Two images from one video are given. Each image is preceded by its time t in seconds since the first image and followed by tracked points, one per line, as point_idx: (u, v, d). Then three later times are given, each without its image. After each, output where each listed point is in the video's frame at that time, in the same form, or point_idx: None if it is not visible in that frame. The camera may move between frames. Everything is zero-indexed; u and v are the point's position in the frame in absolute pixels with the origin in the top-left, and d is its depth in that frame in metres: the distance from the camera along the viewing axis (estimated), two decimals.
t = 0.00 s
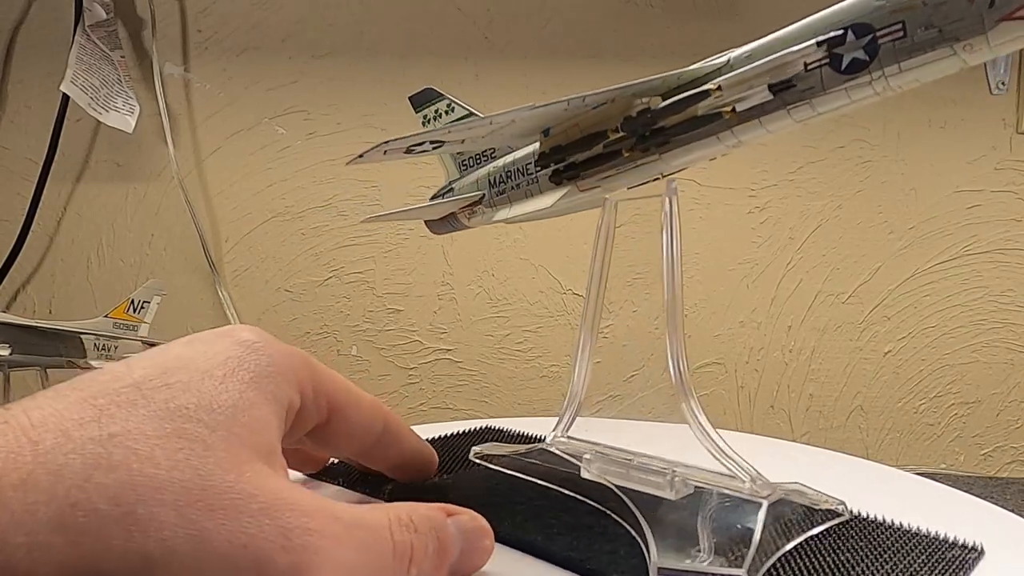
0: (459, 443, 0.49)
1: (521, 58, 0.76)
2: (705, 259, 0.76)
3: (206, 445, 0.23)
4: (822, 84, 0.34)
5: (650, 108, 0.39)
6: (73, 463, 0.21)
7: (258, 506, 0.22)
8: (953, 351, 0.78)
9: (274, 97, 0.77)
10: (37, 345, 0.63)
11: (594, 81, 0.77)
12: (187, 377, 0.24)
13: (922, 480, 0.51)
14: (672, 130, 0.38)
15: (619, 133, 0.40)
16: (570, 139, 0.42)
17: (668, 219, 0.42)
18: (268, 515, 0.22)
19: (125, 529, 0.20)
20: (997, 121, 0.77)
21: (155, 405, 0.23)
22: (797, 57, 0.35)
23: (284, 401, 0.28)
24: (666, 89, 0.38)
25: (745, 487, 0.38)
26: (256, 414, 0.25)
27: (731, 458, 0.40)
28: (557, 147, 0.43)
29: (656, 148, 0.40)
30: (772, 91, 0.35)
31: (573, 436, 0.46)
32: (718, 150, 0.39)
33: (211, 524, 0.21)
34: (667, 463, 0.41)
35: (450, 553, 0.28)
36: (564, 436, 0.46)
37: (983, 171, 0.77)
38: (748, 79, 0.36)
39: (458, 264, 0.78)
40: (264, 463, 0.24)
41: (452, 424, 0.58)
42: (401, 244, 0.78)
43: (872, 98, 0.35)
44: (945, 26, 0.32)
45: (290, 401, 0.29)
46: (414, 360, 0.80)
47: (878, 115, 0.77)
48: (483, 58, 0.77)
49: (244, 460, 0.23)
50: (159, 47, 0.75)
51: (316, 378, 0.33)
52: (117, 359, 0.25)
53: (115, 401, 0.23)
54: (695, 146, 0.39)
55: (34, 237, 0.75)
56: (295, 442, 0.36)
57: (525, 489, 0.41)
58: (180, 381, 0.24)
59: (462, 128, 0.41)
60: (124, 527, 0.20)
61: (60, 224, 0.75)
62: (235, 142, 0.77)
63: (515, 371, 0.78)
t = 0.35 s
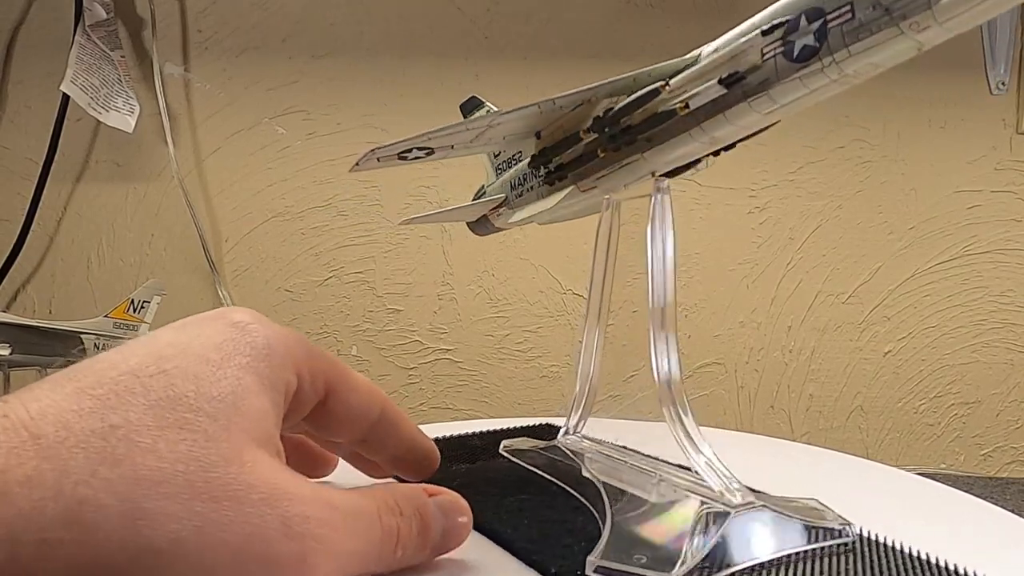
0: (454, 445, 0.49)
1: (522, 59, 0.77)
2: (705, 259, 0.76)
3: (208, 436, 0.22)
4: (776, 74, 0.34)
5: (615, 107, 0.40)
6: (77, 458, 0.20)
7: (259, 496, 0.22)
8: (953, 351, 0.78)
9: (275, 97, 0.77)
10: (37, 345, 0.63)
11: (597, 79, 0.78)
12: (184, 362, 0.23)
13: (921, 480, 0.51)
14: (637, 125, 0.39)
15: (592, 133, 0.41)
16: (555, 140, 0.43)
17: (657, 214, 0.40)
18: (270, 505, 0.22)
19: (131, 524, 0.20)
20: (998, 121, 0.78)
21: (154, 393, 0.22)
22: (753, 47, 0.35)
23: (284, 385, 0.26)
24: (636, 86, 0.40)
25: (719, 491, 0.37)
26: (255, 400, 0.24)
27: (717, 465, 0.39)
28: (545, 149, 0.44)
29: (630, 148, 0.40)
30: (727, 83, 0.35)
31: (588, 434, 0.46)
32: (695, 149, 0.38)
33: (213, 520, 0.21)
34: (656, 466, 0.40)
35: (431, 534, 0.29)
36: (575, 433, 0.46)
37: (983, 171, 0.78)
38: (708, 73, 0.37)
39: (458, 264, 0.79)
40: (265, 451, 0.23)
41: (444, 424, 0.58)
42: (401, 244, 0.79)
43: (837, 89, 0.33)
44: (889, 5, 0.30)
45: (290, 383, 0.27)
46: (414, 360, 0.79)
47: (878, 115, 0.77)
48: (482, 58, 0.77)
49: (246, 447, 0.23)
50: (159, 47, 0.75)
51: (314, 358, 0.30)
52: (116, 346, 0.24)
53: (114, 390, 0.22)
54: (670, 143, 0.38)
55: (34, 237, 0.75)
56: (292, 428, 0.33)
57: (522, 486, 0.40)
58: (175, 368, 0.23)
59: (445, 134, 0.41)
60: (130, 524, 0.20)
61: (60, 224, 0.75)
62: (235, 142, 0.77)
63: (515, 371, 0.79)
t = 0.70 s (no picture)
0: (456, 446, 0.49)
1: (522, 60, 0.78)
2: (705, 259, 0.76)
3: (204, 445, 0.22)
4: (720, 67, 0.33)
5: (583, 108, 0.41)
6: (71, 461, 0.20)
7: (255, 504, 0.22)
8: (953, 351, 0.78)
9: (275, 97, 0.77)
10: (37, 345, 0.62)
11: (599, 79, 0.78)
12: (186, 376, 0.24)
13: (922, 479, 0.50)
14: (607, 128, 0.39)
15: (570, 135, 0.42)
16: (545, 141, 0.44)
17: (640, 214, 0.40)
18: (265, 513, 0.22)
19: (121, 526, 0.20)
20: (998, 120, 0.78)
21: (155, 403, 0.23)
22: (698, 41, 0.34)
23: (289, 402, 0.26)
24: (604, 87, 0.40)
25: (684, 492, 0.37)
26: (255, 413, 0.24)
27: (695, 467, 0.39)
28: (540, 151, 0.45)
29: (604, 149, 0.40)
30: (675, 79, 0.35)
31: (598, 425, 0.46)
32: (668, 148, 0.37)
33: (205, 524, 0.21)
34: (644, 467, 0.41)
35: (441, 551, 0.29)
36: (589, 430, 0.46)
37: (983, 171, 0.78)
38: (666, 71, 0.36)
39: (458, 265, 0.79)
40: (268, 464, 0.23)
41: (445, 425, 0.58)
42: (401, 244, 0.78)
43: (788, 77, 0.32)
44: None
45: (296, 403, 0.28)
46: (414, 360, 0.79)
47: (879, 115, 0.77)
48: (483, 58, 0.78)
49: (243, 456, 0.23)
50: (159, 46, 0.75)
51: (320, 381, 0.31)
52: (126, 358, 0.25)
53: (114, 400, 0.22)
54: (639, 143, 0.38)
55: (34, 237, 0.75)
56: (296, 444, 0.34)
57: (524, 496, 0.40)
58: (177, 380, 0.23)
59: (445, 141, 0.44)
60: (120, 526, 0.20)
61: (61, 224, 0.75)
62: (235, 142, 0.77)
63: (515, 371, 0.80)
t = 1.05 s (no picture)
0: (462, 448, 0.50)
1: (523, 61, 0.77)
2: (706, 259, 0.76)
3: (216, 447, 0.22)
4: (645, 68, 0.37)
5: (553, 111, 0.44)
6: (75, 470, 0.20)
7: (265, 506, 0.22)
8: (953, 351, 0.78)
9: (275, 97, 0.77)
10: (39, 345, 0.62)
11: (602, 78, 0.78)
12: (202, 376, 0.24)
13: (921, 479, 0.50)
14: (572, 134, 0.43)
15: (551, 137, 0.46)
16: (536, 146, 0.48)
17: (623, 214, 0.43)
18: (275, 514, 0.22)
19: (123, 535, 0.20)
20: (997, 121, 0.78)
21: (166, 407, 0.22)
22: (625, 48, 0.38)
23: (307, 403, 0.27)
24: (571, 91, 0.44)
25: (639, 497, 0.38)
26: (273, 413, 0.24)
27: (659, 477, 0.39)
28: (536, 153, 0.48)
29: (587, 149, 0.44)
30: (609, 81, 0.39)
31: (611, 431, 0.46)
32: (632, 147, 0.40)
33: (212, 530, 0.21)
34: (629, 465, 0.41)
35: (479, 538, 0.27)
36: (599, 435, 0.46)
37: (983, 171, 0.78)
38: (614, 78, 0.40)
39: (458, 265, 0.78)
40: (282, 462, 0.23)
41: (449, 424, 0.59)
42: (401, 244, 0.78)
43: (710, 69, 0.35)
44: None
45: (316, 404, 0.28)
46: (414, 360, 0.79)
47: (880, 115, 0.77)
48: (484, 58, 0.77)
49: (260, 455, 0.23)
50: (159, 46, 0.75)
51: (342, 381, 0.31)
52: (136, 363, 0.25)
53: (124, 406, 0.22)
54: (607, 141, 0.42)
55: (34, 238, 0.75)
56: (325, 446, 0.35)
57: (531, 501, 0.40)
58: (193, 382, 0.23)
59: (450, 148, 0.49)
60: (121, 535, 0.20)
61: (61, 225, 0.76)
62: (235, 142, 0.77)
63: (515, 371, 0.80)
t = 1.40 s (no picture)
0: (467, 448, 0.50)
1: (522, 61, 0.76)
2: (705, 259, 0.77)
3: (217, 468, 0.22)
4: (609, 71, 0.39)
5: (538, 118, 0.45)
6: (74, 483, 0.20)
7: (264, 531, 0.21)
8: (952, 351, 0.78)
9: (275, 97, 0.77)
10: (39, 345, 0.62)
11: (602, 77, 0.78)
12: (211, 400, 0.24)
13: (922, 479, 0.50)
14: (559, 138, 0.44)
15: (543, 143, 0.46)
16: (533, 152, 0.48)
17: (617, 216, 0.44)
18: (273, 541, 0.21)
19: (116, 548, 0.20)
20: (997, 121, 0.77)
21: (173, 428, 0.23)
22: (589, 53, 0.41)
23: (320, 429, 0.27)
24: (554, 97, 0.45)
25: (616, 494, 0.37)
26: (282, 436, 0.25)
27: (643, 480, 0.38)
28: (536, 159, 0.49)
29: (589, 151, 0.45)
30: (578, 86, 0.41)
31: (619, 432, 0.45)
32: (616, 147, 0.42)
33: (206, 549, 0.20)
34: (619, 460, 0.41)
35: None
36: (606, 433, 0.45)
37: (982, 171, 0.77)
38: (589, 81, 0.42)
39: (458, 265, 0.78)
40: (282, 487, 0.23)
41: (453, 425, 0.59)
42: (401, 244, 0.78)
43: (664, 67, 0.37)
44: None
45: (330, 430, 0.28)
46: (414, 360, 0.79)
47: (881, 115, 0.77)
48: (484, 58, 0.76)
49: (262, 482, 0.22)
50: (159, 46, 0.75)
51: (357, 405, 0.32)
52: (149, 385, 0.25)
53: (133, 424, 0.22)
54: (597, 143, 0.43)
55: (33, 239, 0.76)
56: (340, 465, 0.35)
57: (532, 497, 0.40)
58: (201, 404, 0.24)
59: (456, 151, 0.50)
60: (115, 549, 0.20)
61: (60, 224, 0.76)
62: (235, 142, 0.77)
63: (515, 370, 0.79)
